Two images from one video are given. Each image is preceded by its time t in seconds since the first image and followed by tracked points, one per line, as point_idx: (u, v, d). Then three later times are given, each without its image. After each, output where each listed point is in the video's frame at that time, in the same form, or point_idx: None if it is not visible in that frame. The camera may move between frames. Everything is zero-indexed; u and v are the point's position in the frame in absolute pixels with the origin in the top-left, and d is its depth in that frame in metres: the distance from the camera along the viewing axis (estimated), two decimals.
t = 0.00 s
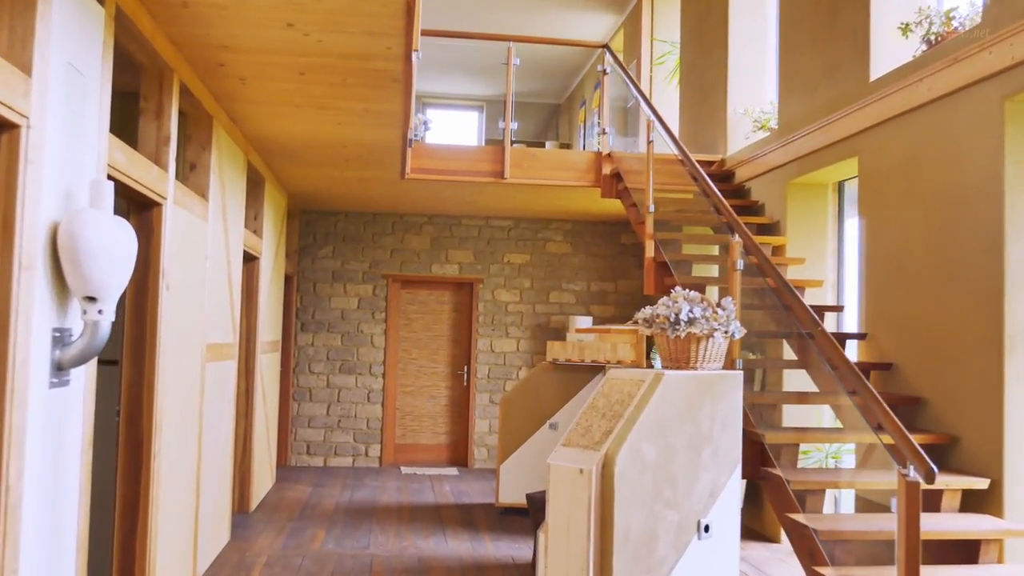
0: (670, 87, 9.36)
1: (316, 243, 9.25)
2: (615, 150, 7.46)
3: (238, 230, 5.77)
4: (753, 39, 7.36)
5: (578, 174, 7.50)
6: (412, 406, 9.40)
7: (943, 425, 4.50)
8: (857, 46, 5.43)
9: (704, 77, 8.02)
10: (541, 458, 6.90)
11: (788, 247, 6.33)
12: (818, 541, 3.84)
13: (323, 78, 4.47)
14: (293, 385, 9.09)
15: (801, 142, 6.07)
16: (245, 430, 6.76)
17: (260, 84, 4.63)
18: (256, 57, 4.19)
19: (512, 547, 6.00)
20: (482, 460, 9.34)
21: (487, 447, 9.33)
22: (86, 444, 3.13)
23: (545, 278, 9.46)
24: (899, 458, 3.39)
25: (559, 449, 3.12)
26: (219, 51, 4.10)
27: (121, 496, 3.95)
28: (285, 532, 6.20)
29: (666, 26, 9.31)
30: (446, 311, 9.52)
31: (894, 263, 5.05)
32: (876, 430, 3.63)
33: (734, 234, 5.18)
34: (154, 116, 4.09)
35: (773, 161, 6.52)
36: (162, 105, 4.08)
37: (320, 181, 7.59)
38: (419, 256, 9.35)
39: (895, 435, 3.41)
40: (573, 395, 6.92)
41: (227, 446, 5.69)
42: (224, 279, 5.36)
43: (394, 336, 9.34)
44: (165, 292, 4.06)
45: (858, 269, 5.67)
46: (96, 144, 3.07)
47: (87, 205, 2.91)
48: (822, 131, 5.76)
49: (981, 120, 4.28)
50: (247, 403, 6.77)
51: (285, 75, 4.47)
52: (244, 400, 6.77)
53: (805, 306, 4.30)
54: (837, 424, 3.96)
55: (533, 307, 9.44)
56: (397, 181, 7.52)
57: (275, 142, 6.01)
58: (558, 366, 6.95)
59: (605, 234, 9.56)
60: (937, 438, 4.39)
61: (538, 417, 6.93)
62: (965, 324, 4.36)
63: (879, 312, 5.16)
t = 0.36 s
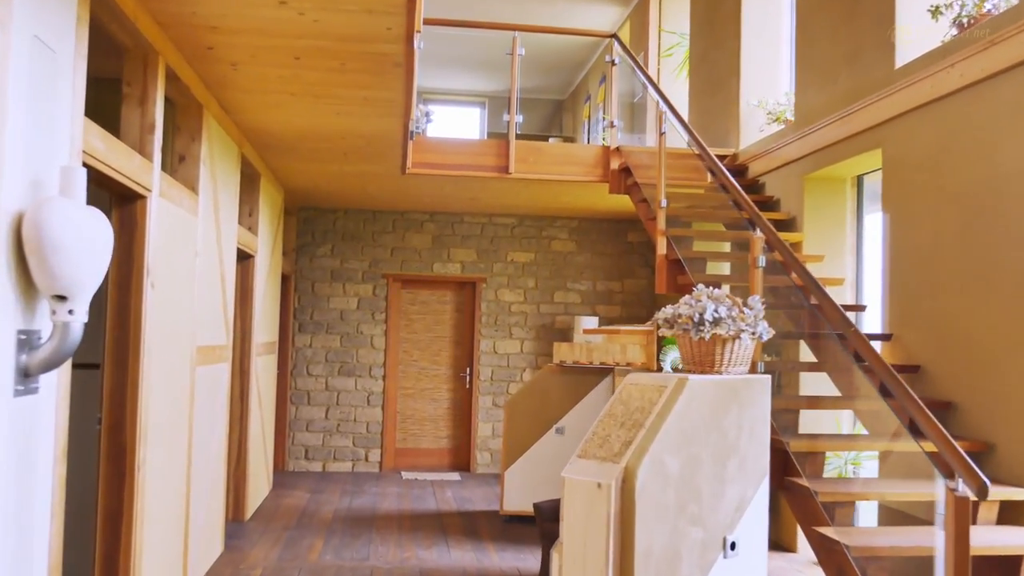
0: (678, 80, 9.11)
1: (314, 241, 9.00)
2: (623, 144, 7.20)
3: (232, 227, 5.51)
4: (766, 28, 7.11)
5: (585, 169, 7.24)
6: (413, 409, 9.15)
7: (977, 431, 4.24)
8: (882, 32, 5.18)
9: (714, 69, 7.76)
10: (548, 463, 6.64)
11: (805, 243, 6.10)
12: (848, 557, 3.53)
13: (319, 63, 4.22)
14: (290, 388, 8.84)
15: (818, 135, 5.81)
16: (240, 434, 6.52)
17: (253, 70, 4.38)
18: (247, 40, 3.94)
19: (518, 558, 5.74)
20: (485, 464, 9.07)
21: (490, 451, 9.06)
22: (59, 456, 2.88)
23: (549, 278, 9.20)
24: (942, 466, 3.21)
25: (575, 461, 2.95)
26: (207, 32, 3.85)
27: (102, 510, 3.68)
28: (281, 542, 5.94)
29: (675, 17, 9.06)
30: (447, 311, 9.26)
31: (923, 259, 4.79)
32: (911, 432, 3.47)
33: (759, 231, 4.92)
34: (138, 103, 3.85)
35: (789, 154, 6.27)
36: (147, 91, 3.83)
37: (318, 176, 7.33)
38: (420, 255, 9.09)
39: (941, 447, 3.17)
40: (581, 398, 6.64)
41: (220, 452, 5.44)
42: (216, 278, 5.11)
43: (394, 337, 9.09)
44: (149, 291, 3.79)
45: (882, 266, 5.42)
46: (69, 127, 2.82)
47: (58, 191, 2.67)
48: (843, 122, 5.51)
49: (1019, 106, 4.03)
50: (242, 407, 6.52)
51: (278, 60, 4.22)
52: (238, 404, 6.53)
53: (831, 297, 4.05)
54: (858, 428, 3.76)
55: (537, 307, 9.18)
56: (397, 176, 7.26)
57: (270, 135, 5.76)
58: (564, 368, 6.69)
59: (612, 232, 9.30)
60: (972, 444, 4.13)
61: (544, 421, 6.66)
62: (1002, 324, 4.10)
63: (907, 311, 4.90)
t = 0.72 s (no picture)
0: (684, 73, 8.84)
1: (311, 239, 8.74)
2: (630, 137, 6.94)
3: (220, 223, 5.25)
4: (779, 16, 6.84)
5: (591, 163, 6.98)
6: (412, 412, 8.89)
7: (1011, 438, 3.98)
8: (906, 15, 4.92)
9: (723, 60, 7.50)
10: (553, 469, 6.36)
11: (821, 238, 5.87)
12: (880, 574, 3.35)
13: (309, 46, 3.96)
14: (286, 390, 8.58)
15: (838, 123, 5.58)
16: (232, 440, 6.25)
17: (240, 55, 4.12)
18: (231, 21, 3.68)
19: (521, 569, 5.48)
20: (487, 469, 8.80)
21: (492, 455, 8.80)
22: (17, 470, 2.61)
23: (553, 277, 8.94)
24: (989, 476, 2.93)
25: (585, 473, 2.68)
26: (188, 12, 3.59)
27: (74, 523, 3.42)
28: (273, 552, 5.67)
29: (681, 8, 8.80)
30: (448, 311, 9.00)
31: (952, 255, 4.52)
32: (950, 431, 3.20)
33: (780, 225, 4.65)
34: (114, 87, 3.56)
35: (805, 146, 6.01)
36: (124, 74, 3.54)
37: (314, 172, 7.08)
38: (420, 253, 8.83)
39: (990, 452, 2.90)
40: (587, 400, 6.38)
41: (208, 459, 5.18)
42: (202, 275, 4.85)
43: (393, 338, 8.83)
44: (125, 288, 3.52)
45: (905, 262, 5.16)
46: (26, 107, 2.56)
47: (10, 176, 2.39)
48: (866, 110, 5.26)
49: None
50: (233, 411, 6.27)
51: (266, 44, 3.96)
52: (229, 408, 6.27)
53: (865, 299, 3.70)
54: (881, 428, 3.60)
55: (540, 307, 8.91)
56: (396, 171, 7.00)
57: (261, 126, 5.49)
58: (570, 370, 6.43)
59: (617, 229, 9.03)
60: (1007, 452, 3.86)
61: (549, 425, 6.38)
62: None
63: (934, 310, 4.64)
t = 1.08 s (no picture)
0: (691, 66, 8.58)
1: (306, 237, 8.49)
2: (636, 130, 6.66)
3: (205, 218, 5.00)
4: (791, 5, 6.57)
5: (595, 157, 6.70)
6: (411, 414, 8.62)
7: None
8: None
9: (732, 51, 7.24)
10: (556, 475, 6.09)
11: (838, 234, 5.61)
12: None
13: (295, 25, 3.70)
14: (280, 392, 8.33)
15: (856, 113, 5.31)
16: (221, 444, 6.00)
17: (222, 36, 3.86)
18: None
19: None
20: (487, 473, 8.53)
21: (493, 459, 8.53)
22: None
23: (556, 275, 8.68)
24: None
25: (592, 489, 2.44)
26: None
27: (38, 537, 3.16)
28: (262, 563, 5.41)
29: None
30: (448, 311, 8.73)
31: (980, 252, 4.25)
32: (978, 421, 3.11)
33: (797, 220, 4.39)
34: (82, 66, 3.30)
35: (819, 138, 5.74)
36: (93, 52, 3.30)
37: (308, 166, 6.82)
38: (419, 251, 8.56)
39: None
40: (591, 404, 6.09)
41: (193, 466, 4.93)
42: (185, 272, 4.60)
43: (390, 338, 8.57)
44: (93, 283, 3.26)
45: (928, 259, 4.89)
46: None
47: None
48: (886, 98, 4.99)
49: None
50: (222, 415, 6.01)
51: (249, 24, 3.70)
52: (218, 411, 6.01)
53: (893, 292, 3.51)
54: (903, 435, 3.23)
55: (542, 307, 8.64)
56: (392, 165, 6.74)
57: (249, 116, 5.23)
58: (573, 372, 6.14)
59: (621, 226, 8.77)
60: None
61: (551, 429, 6.10)
62: None
63: (961, 310, 4.37)
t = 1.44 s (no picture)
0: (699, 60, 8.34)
1: (303, 234, 8.24)
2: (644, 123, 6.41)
3: (193, 211, 4.75)
4: None
5: (602, 151, 6.44)
6: (411, 417, 8.38)
7: None
8: None
9: (743, 42, 7.00)
10: (561, 482, 5.84)
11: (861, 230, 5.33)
12: None
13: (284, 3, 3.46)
14: (276, 394, 8.08)
15: (876, 103, 5.06)
16: (212, 448, 5.75)
17: (206, 15, 3.62)
18: None
19: None
20: (489, 479, 8.28)
21: (495, 464, 8.28)
22: None
23: (559, 274, 8.43)
24: None
25: (609, 505, 2.19)
26: None
27: None
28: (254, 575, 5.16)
29: None
30: (448, 311, 8.48)
31: (1013, 247, 4.00)
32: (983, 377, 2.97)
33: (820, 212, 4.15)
34: (52, 45, 3.06)
35: (836, 130, 5.49)
36: (64, 28, 3.07)
37: (304, 161, 6.58)
38: (419, 250, 8.32)
39: None
40: (597, 408, 5.84)
41: (180, 472, 4.70)
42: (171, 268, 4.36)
43: (389, 339, 8.32)
44: (64, 279, 3.01)
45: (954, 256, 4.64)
46: None
47: None
48: (909, 87, 4.74)
49: None
50: (213, 419, 5.76)
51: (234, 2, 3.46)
52: (208, 414, 5.76)
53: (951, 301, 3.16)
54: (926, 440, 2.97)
55: (546, 307, 8.40)
56: (392, 159, 6.49)
57: (239, 105, 4.99)
58: (579, 373, 5.86)
59: (627, 224, 8.52)
60: None
61: (556, 434, 5.86)
62: None
63: (993, 310, 4.11)
